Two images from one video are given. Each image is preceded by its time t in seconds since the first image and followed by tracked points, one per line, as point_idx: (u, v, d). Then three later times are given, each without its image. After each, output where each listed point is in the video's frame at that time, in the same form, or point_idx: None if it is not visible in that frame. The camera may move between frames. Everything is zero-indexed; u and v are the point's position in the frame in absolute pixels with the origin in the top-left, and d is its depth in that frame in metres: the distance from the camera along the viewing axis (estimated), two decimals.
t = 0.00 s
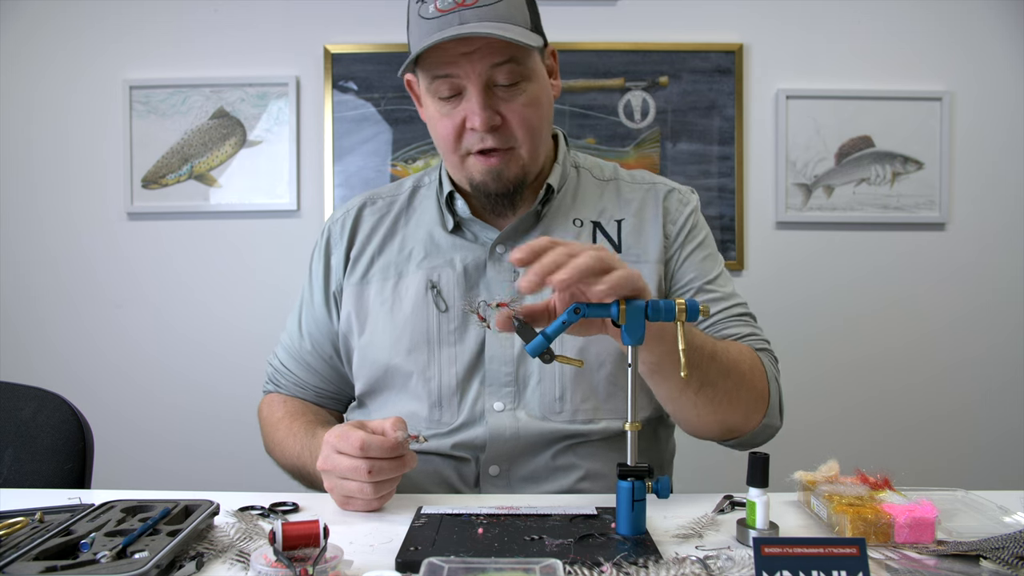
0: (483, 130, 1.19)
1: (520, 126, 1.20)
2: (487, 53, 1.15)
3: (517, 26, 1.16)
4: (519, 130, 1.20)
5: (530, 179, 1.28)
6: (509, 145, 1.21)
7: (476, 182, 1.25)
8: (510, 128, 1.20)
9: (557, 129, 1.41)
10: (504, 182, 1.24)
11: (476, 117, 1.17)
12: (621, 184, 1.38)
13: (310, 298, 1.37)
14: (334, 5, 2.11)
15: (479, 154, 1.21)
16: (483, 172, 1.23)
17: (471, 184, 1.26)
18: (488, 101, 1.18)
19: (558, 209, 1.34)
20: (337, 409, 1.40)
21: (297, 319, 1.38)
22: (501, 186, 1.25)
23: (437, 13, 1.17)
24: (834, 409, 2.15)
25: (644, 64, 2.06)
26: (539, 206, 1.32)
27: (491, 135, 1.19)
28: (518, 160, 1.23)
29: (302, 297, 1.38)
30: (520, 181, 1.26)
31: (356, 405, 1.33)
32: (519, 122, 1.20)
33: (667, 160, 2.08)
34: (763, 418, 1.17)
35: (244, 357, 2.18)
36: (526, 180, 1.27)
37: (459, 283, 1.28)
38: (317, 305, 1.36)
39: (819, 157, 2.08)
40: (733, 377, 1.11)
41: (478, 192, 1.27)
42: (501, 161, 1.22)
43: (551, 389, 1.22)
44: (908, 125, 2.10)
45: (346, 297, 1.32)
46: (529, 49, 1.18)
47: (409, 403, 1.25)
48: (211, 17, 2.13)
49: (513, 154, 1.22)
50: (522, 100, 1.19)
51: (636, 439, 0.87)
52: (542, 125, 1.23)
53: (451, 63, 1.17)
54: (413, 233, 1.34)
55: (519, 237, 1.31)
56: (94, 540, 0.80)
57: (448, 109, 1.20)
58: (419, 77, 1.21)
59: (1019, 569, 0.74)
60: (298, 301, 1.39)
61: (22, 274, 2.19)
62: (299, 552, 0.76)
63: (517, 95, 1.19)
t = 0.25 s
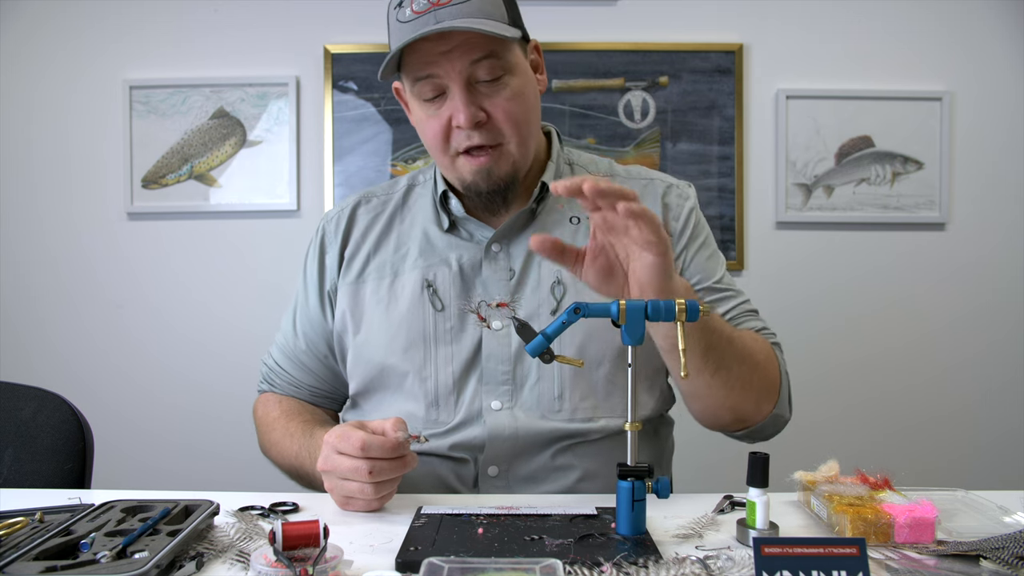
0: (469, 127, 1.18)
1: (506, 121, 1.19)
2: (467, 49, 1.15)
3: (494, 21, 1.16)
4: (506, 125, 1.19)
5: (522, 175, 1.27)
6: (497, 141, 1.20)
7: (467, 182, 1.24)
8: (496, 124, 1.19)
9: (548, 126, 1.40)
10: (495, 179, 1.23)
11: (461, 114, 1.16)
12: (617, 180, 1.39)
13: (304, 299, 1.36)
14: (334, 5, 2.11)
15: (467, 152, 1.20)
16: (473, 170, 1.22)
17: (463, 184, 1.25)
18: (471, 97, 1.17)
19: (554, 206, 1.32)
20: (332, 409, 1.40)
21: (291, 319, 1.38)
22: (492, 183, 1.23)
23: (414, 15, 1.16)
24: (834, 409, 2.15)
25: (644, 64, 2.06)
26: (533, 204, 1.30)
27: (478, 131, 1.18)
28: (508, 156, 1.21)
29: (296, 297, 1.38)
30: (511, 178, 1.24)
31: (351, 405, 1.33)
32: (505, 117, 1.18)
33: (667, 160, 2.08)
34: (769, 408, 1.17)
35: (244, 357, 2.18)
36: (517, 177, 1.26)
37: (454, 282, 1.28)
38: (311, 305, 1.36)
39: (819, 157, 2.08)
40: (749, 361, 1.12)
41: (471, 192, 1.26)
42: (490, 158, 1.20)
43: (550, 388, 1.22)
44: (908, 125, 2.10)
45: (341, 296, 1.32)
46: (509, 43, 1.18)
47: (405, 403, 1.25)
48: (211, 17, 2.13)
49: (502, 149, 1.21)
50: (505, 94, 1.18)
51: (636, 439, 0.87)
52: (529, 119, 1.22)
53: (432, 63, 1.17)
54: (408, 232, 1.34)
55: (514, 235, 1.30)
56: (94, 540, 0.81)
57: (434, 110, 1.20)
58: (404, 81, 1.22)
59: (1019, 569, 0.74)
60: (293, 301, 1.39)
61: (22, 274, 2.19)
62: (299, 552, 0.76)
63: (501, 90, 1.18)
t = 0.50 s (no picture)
0: (466, 138, 1.16)
1: (503, 128, 1.17)
2: (459, 60, 1.12)
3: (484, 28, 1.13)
4: (503, 132, 1.17)
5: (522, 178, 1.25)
6: (496, 148, 1.19)
7: (467, 190, 1.23)
8: (494, 131, 1.17)
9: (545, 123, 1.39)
10: (496, 186, 1.22)
11: (457, 126, 1.15)
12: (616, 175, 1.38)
13: (303, 300, 1.36)
14: (334, 5, 2.11)
15: (466, 161, 1.19)
16: (473, 179, 1.21)
17: (463, 192, 1.24)
18: (466, 107, 1.15)
19: (552, 202, 1.32)
20: (334, 410, 1.40)
21: (290, 321, 1.38)
22: (493, 190, 1.22)
23: (406, 26, 1.16)
24: (834, 409, 2.15)
25: (644, 64, 2.06)
26: (532, 199, 1.30)
27: (476, 141, 1.17)
28: (507, 161, 1.20)
29: (295, 298, 1.38)
30: (512, 183, 1.23)
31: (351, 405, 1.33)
32: (502, 124, 1.16)
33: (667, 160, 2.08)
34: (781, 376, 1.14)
35: (244, 357, 2.18)
36: (517, 180, 1.24)
37: (454, 279, 1.28)
38: (310, 307, 1.36)
39: (819, 157, 2.08)
40: (761, 325, 1.10)
41: (471, 199, 1.25)
42: (490, 166, 1.19)
43: (551, 383, 1.22)
44: (908, 125, 2.10)
45: (340, 296, 1.32)
46: (502, 49, 1.14)
47: (407, 402, 1.25)
48: (211, 17, 2.13)
49: (501, 156, 1.19)
50: (502, 101, 1.15)
51: (636, 439, 0.87)
52: (527, 123, 1.20)
53: (424, 76, 1.14)
54: (406, 231, 1.34)
55: (513, 231, 1.30)
56: (94, 540, 0.81)
57: (430, 121, 1.18)
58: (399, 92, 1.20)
59: (1020, 569, 0.74)
60: (292, 303, 1.39)
61: (22, 274, 2.19)
62: (299, 552, 0.76)
63: (496, 97, 1.15)
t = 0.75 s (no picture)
0: (462, 150, 1.15)
1: (499, 137, 1.15)
2: (448, 76, 1.09)
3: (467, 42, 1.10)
4: (499, 141, 1.16)
5: (520, 182, 1.25)
6: (492, 157, 1.17)
7: (466, 200, 1.22)
8: (489, 141, 1.16)
9: (543, 123, 1.39)
10: (494, 195, 1.21)
11: (452, 140, 1.13)
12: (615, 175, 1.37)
13: (305, 301, 1.37)
14: (334, 5, 2.11)
15: (462, 173, 1.18)
16: (471, 189, 1.20)
17: (462, 201, 1.23)
18: (459, 121, 1.13)
19: (554, 202, 1.32)
20: (336, 410, 1.40)
21: (293, 322, 1.38)
22: (491, 199, 1.22)
23: (390, 45, 1.13)
24: (834, 409, 2.15)
25: (644, 64, 2.06)
26: (533, 199, 1.30)
27: (471, 154, 1.15)
28: (503, 169, 1.19)
29: (297, 300, 1.38)
30: (510, 188, 1.22)
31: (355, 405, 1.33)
32: (497, 134, 1.15)
33: (667, 160, 2.08)
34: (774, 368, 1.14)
35: (244, 357, 2.18)
36: (516, 184, 1.24)
37: (455, 279, 1.28)
38: (312, 308, 1.36)
39: (819, 157, 2.08)
40: (755, 319, 1.10)
41: (470, 208, 1.25)
42: (487, 177, 1.18)
43: (552, 383, 1.22)
44: (908, 125, 2.10)
45: (341, 297, 1.32)
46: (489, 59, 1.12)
47: (409, 402, 1.25)
48: (211, 17, 2.13)
49: (498, 164, 1.18)
50: (495, 111, 1.14)
51: (636, 439, 0.87)
52: (521, 129, 1.18)
53: (414, 94, 1.12)
54: (407, 232, 1.34)
55: (514, 231, 1.30)
56: (94, 539, 0.81)
57: (424, 135, 1.17)
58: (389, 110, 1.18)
59: (1020, 569, 0.74)
60: (294, 304, 1.39)
61: (22, 274, 2.19)
62: (299, 552, 0.76)
63: (489, 108, 1.13)
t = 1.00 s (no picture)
0: (465, 125, 1.15)
1: (502, 117, 1.17)
2: (460, 45, 1.12)
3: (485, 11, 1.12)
4: (502, 121, 1.17)
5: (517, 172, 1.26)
6: (493, 138, 1.19)
7: (463, 180, 1.22)
8: (492, 119, 1.17)
9: (542, 122, 1.41)
10: (493, 178, 1.22)
11: (457, 113, 1.14)
12: (611, 175, 1.36)
13: (302, 303, 1.37)
14: (334, 5, 2.11)
15: (463, 151, 1.19)
16: (469, 168, 1.20)
17: (458, 183, 1.23)
18: (466, 94, 1.15)
19: (549, 202, 1.33)
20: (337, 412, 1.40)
21: (290, 324, 1.38)
22: (488, 182, 1.22)
23: (404, 16, 1.12)
24: (834, 409, 2.15)
25: (644, 64, 2.06)
26: (526, 200, 1.31)
27: (474, 129, 1.16)
28: (504, 151, 1.20)
29: (296, 302, 1.38)
30: (508, 175, 1.23)
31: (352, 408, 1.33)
32: (501, 113, 1.17)
33: (667, 160, 2.08)
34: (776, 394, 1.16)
35: (244, 357, 2.18)
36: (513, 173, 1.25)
37: (449, 282, 1.28)
38: (309, 310, 1.36)
39: (819, 157, 2.08)
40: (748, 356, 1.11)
41: (466, 191, 1.25)
42: (487, 156, 1.19)
43: (546, 386, 1.22)
44: (907, 125, 2.10)
45: (337, 300, 1.32)
46: (500, 37, 1.15)
47: (404, 405, 1.25)
48: (211, 17, 2.13)
49: (498, 146, 1.20)
50: (501, 88, 1.16)
51: (636, 439, 0.87)
52: (523, 114, 1.20)
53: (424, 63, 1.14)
54: (402, 233, 1.34)
55: (509, 231, 1.31)
56: (94, 539, 0.80)
57: (428, 109, 1.18)
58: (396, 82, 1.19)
59: (1019, 569, 0.74)
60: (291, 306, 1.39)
61: (22, 274, 2.19)
62: (299, 552, 0.76)
63: (496, 85, 1.16)
